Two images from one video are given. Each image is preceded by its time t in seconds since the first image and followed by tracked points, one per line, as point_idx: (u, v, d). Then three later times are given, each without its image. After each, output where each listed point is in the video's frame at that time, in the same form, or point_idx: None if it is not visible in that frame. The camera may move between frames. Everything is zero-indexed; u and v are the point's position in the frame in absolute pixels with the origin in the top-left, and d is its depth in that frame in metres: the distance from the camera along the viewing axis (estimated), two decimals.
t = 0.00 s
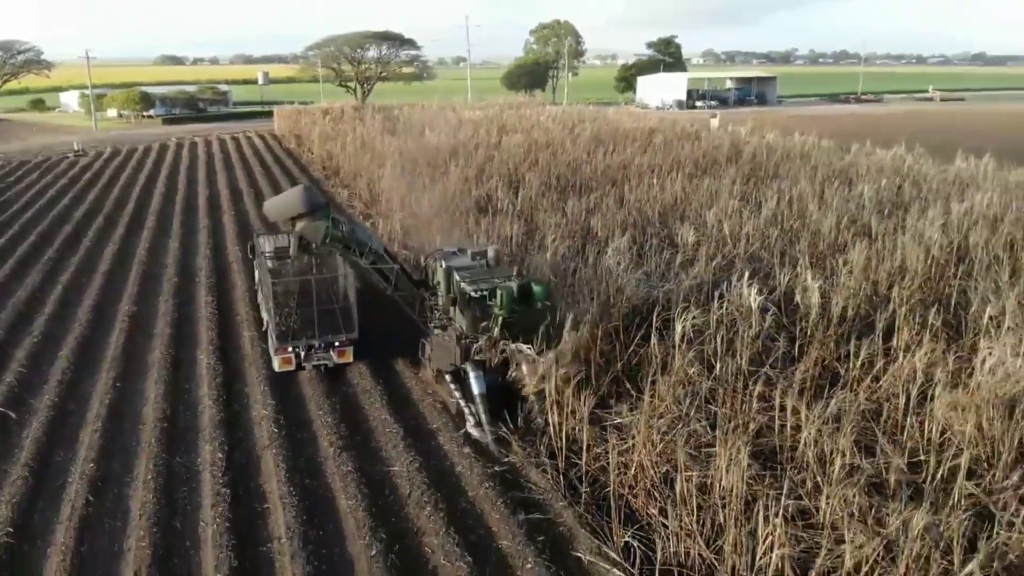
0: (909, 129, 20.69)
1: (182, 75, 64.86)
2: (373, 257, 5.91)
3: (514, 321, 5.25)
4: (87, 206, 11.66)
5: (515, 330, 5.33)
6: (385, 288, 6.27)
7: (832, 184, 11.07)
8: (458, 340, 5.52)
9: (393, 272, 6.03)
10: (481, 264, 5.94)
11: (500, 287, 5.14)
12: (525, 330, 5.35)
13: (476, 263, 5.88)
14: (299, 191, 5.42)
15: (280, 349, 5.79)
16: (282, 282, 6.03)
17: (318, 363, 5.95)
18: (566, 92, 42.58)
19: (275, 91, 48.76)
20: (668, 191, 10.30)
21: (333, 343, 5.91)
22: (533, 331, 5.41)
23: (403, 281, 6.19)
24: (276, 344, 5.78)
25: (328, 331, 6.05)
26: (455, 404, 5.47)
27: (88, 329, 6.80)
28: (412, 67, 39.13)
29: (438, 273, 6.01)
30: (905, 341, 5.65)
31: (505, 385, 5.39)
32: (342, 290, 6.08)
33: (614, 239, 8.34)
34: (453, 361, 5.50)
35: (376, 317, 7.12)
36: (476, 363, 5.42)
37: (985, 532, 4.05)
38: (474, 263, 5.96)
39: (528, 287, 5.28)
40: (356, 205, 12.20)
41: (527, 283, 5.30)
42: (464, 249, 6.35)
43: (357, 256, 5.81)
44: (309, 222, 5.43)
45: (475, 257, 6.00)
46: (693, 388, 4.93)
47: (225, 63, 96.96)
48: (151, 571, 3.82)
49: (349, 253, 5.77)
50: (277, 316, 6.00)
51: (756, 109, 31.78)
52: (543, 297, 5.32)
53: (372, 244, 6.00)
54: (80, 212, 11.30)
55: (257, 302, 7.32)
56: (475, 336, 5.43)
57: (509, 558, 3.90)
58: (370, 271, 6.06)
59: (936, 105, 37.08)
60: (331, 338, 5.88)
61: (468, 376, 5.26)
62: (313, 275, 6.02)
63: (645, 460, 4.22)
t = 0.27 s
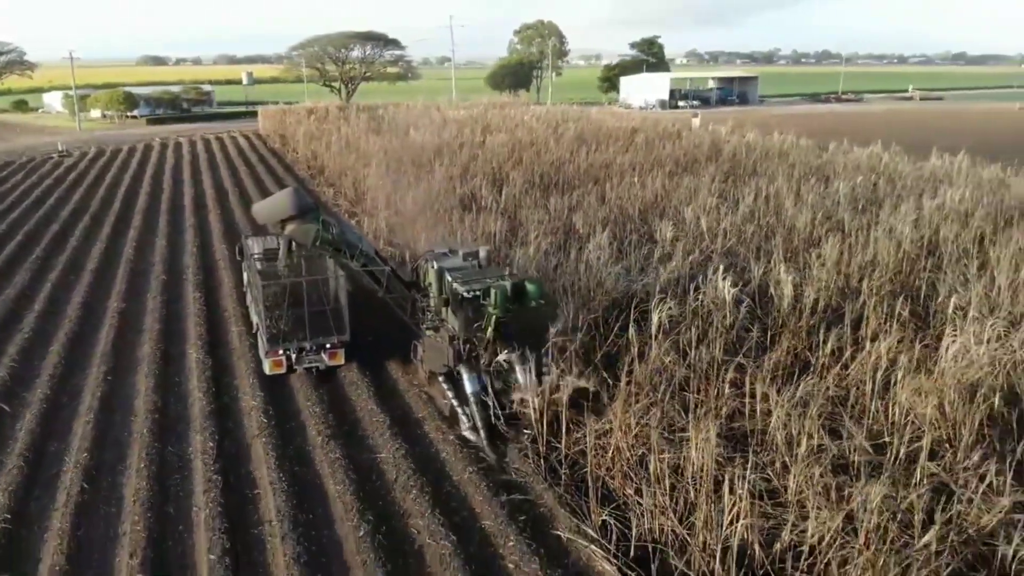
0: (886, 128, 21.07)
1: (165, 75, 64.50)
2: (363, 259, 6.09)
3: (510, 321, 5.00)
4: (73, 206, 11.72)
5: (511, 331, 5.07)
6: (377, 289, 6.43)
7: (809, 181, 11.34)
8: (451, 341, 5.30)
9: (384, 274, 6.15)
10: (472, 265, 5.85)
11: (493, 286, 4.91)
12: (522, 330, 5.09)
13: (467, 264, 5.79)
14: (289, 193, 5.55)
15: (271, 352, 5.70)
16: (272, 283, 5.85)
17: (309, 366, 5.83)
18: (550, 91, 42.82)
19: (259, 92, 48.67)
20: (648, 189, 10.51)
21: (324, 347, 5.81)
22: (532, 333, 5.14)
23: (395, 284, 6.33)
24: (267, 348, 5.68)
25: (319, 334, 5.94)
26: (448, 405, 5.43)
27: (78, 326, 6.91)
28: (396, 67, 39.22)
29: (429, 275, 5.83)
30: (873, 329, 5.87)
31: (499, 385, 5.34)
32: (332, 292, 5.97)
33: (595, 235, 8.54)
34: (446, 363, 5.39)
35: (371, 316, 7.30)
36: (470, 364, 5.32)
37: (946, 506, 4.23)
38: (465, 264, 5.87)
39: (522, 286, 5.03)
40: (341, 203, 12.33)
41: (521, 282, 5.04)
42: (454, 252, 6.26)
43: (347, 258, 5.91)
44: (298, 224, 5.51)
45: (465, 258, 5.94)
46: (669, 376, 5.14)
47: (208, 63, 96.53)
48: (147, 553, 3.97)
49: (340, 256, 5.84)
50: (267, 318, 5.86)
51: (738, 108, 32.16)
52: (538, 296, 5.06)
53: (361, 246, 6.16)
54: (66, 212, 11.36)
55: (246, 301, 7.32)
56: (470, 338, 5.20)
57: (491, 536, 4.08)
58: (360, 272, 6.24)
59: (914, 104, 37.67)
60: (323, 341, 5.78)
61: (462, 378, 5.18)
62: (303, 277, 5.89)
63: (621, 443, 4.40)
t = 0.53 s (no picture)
0: (874, 127, 21.33)
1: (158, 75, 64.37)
2: (364, 259, 6.17)
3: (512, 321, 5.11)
4: (68, 205, 11.81)
5: (511, 332, 5.18)
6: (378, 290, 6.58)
7: (795, 178, 11.54)
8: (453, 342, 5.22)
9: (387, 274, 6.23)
10: (473, 267, 5.78)
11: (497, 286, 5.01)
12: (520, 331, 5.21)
13: (469, 266, 5.73)
14: (291, 191, 5.61)
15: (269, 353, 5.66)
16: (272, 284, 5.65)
17: (309, 366, 5.80)
18: (543, 91, 43.01)
19: (252, 91, 48.69)
20: (638, 186, 10.68)
21: (324, 347, 5.81)
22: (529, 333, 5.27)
23: (396, 284, 6.45)
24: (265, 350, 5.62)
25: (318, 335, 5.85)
26: (450, 406, 5.37)
27: (77, 321, 7.03)
28: (389, 67, 39.32)
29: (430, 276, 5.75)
30: (854, 321, 6.04)
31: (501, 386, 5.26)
32: (332, 293, 5.79)
33: (585, 231, 8.70)
34: (449, 364, 5.27)
35: (370, 317, 7.36)
36: (473, 364, 5.21)
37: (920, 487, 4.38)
38: (466, 266, 5.80)
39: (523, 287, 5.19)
40: (335, 201, 12.46)
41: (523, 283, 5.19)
42: (456, 253, 6.17)
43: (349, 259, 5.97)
44: (299, 223, 5.56)
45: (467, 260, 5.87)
46: (656, 367, 5.30)
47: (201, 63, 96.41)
48: (150, 536, 4.11)
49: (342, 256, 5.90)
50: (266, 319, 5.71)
51: (729, 107, 32.41)
52: (538, 297, 5.23)
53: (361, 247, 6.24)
54: (61, 211, 11.47)
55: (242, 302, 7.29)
56: (470, 339, 5.17)
57: (483, 518, 4.24)
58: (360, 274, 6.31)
59: (903, 103, 38.03)
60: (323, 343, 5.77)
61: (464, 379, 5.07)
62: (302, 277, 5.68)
63: (606, 429, 4.56)
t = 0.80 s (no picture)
0: (871, 127, 21.50)
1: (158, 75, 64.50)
2: (370, 259, 6.44)
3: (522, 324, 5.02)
4: (73, 203, 11.97)
5: (520, 334, 5.16)
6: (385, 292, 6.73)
7: (790, 177, 11.71)
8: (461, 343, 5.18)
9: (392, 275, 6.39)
10: (482, 267, 5.75)
11: (505, 290, 4.89)
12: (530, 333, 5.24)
13: (477, 266, 5.70)
14: (296, 191, 6.22)
15: (276, 354, 5.68)
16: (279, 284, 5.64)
17: (316, 367, 5.83)
18: (542, 91, 43.17)
19: (253, 92, 48.86)
20: (635, 185, 10.84)
21: (331, 348, 5.83)
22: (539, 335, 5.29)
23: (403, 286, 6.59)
24: (273, 350, 5.64)
25: (325, 336, 5.87)
26: (457, 407, 5.38)
27: (84, 315, 7.18)
28: (389, 67, 39.48)
29: (438, 276, 5.74)
30: (842, 314, 6.21)
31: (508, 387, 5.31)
32: (339, 293, 5.79)
33: (582, 228, 8.87)
34: (457, 365, 5.27)
35: (377, 317, 7.41)
36: (481, 365, 5.22)
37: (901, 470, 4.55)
38: (475, 266, 5.77)
39: (533, 288, 5.04)
40: (336, 199, 12.62)
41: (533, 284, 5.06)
42: (463, 253, 6.19)
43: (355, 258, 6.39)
44: (305, 222, 6.13)
45: (475, 259, 5.83)
46: (648, 359, 5.48)
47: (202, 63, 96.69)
48: (159, 517, 4.26)
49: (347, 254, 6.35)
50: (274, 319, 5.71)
51: (727, 108, 32.59)
52: (550, 299, 5.03)
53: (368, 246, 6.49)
54: (66, 209, 11.62)
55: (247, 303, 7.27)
56: (478, 340, 5.13)
57: (480, 500, 4.42)
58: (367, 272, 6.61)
59: (900, 103, 38.22)
60: (330, 343, 5.80)
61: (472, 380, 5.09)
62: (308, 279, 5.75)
63: (599, 415, 4.74)
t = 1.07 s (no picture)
0: (867, 127, 21.69)
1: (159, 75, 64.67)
2: (376, 261, 6.67)
3: (529, 325, 5.27)
4: (77, 202, 12.12)
5: (528, 336, 5.32)
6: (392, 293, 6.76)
7: (785, 176, 11.88)
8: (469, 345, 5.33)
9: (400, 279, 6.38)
10: (488, 270, 5.92)
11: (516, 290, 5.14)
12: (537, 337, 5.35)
13: (483, 268, 5.87)
14: (302, 194, 6.28)
15: (285, 356, 5.73)
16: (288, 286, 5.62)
17: (325, 369, 5.87)
18: (542, 91, 43.33)
19: (253, 92, 49.01)
20: (632, 183, 11.01)
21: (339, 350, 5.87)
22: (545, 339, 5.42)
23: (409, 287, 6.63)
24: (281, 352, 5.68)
25: (333, 338, 5.89)
26: (466, 409, 5.39)
27: (91, 310, 7.33)
28: (390, 67, 39.65)
29: (445, 278, 5.90)
30: (830, 307, 6.39)
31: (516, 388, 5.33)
32: (347, 295, 5.76)
33: (579, 225, 9.03)
34: (465, 367, 5.34)
35: (384, 318, 7.45)
36: (489, 367, 5.29)
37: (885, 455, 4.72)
38: (481, 268, 5.94)
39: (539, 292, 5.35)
40: (337, 198, 12.78)
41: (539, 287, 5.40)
42: (469, 255, 6.38)
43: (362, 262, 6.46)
44: (311, 225, 6.20)
45: (481, 262, 6.00)
46: (642, 352, 5.65)
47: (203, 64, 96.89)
48: (170, 500, 4.40)
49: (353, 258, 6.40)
50: (282, 321, 5.71)
51: (726, 108, 32.77)
52: (555, 302, 5.38)
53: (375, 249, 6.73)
54: (71, 207, 11.77)
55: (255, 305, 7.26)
56: (487, 341, 5.31)
57: (479, 484, 4.59)
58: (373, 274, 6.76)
59: (898, 103, 38.55)
60: (338, 346, 5.84)
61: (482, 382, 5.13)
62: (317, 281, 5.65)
63: (593, 403, 4.90)
